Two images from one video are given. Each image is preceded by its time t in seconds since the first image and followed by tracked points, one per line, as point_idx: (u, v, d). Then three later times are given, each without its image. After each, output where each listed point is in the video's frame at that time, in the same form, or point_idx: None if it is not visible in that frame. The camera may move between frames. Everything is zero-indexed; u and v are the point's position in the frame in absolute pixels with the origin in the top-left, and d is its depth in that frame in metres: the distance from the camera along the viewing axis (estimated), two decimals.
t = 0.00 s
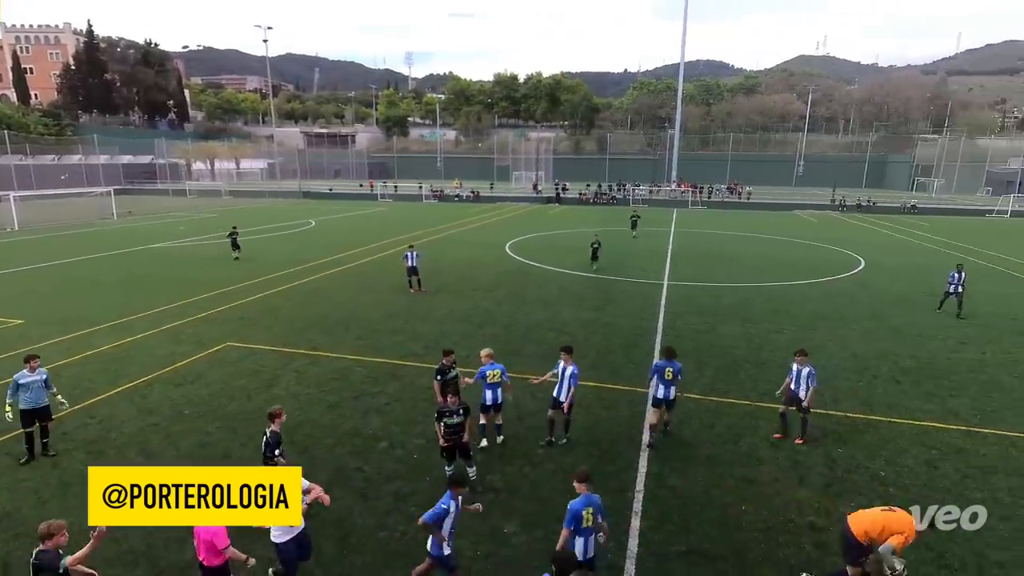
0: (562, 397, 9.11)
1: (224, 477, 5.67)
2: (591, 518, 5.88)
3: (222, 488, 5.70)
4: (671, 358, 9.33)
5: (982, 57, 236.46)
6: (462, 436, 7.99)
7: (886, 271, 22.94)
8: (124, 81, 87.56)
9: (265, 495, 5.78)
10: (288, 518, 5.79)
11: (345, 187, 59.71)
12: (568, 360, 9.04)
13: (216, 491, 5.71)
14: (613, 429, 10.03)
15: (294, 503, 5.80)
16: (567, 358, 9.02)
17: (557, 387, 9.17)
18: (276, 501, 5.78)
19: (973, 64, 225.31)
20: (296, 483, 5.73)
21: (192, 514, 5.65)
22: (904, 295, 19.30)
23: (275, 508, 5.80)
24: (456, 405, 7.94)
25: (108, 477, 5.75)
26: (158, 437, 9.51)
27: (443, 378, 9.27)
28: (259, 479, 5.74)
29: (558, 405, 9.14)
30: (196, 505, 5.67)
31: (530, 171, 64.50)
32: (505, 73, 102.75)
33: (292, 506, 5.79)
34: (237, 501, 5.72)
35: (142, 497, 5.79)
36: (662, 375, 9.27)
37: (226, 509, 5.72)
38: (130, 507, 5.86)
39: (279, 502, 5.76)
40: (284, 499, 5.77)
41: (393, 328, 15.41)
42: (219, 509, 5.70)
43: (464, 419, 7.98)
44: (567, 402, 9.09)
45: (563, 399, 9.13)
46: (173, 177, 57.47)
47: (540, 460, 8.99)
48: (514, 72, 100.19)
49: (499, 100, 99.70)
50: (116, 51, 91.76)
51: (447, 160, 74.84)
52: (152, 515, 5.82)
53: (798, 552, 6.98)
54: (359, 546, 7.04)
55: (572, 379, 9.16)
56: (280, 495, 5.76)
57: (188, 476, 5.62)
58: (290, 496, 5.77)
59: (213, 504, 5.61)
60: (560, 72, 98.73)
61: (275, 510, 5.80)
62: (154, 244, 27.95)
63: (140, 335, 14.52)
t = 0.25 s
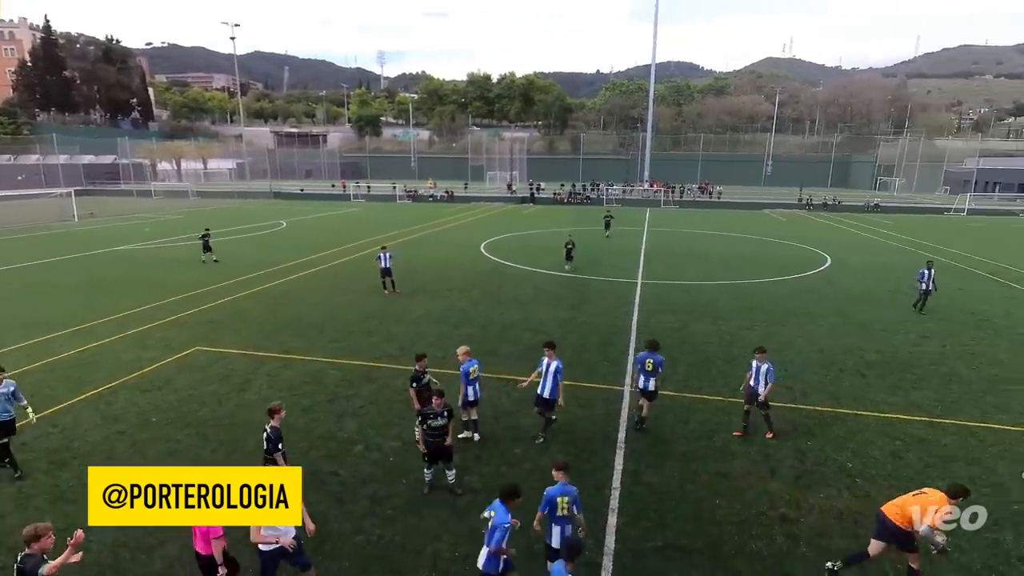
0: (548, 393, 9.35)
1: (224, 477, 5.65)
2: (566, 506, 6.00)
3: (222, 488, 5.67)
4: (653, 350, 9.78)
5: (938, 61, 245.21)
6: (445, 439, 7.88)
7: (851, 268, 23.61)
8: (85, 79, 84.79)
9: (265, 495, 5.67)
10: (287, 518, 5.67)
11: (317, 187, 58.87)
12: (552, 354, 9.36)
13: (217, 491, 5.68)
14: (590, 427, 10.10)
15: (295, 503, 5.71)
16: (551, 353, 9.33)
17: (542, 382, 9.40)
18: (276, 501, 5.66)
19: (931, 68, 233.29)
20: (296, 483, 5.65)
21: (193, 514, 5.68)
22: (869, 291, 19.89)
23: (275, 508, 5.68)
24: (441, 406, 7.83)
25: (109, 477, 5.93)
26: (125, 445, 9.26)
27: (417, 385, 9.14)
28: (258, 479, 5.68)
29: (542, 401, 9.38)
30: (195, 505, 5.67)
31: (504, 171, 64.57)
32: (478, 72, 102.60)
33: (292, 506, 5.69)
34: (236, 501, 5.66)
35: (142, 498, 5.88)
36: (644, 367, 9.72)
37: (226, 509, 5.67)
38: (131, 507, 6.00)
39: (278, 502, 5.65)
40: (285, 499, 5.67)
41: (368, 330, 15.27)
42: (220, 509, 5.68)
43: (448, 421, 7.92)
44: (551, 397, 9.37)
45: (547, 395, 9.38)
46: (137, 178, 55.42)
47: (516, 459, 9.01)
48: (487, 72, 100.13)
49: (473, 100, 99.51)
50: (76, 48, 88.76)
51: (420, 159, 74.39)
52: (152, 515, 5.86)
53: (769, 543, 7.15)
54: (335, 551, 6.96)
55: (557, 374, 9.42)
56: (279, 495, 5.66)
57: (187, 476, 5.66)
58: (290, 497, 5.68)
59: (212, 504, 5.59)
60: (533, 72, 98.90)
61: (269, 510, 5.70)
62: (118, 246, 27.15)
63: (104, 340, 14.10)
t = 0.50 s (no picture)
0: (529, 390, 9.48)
1: (224, 477, 5.49)
2: (541, 495, 6.08)
3: (222, 488, 5.51)
4: (632, 343, 9.98)
5: (890, 64, 254.87)
6: (425, 442, 7.83)
7: (811, 265, 24.37)
8: (32, 75, 81.09)
9: (265, 495, 5.46)
10: (287, 518, 5.48)
11: (281, 188, 57.67)
12: (529, 351, 9.48)
13: (218, 491, 5.53)
14: (561, 425, 10.18)
15: (296, 503, 5.51)
16: (529, 350, 9.44)
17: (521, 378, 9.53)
18: (277, 501, 5.46)
19: (883, 71, 242.38)
20: (297, 481, 5.45)
21: (194, 515, 5.55)
22: (828, 287, 20.56)
23: (275, 508, 5.46)
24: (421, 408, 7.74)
25: (109, 477, 5.85)
26: (82, 457, 8.90)
27: (384, 390, 9.18)
28: (260, 478, 5.50)
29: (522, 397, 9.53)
30: (195, 505, 5.53)
31: (472, 172, 64.45)
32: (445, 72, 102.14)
33: (292, 506, 5.50)
34: (237, 501, 5.47)
35: (142, 498, 5.72)
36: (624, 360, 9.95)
37: (227, 509, 5.51)
38: (131, 507, 5.86)
39: (278, 502, 5.45)
40: (285, 499, 5.47)
41: (336, 332, 15.05)
42: (220, 509, 5.52)
43: (427, 424, 7.85)
44: (533, 393, 9.51)
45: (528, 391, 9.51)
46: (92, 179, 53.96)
47: (488, 460, 9.02)
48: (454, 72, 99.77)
49: (440, 99, 98.98)
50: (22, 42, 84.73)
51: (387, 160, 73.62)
52: (151, 515, 5.68)
53: (736, 535, 7.34)
54: (306, 559, 6.84)
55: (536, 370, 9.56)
56: (280, 495, 5.46)
57: (188, 476, 5.49)
58: (290, 496, 5.49)
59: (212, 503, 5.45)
60: (501, 72, 98.87)
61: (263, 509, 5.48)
62: (71, 250, 26.06)
63: (56, 348, 13.50)
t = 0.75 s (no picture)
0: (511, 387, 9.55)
1: (223, 478, 5.72)
2: (521, 484, 6.35)
3: (222, 488, 5.74)
4: (612, 336, 10.35)
5: (847, 67, 263.14)
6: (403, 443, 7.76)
7: (775, 262, 25.04)
8: None
9: (265, 495, 5.59)
10: (287, 518, 5.60)
11: (246, 189, 56.25)
12: (512, 348, 9.54)
13: (217, 491, 5.77)
14: (534, 424, 10.21)
15: (295, 503, 5.68)
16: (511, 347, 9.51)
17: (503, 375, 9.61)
18: (276, 500, 5.58)
19: (841, 73, 249.78)
20: (294, 482, 5.66)
21: (194, 515, 5.78)
22: (791, 284, 21.12)
23: (275, 509, 5.56)
24: (399, 411, 7.64)
25: (111, 479, 6.18)
26: (39, 470, 8.55)
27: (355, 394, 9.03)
28: (259, 479, 5.69)
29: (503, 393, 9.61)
30: (195, 505, 5.76)
31: (443, 172, 64.04)
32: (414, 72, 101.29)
33: (291, 505, 5.67)
34: (237, 501, 5.70)
35: (142, 498, 5.97)
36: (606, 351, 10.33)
37: (227, 509, 5.74)
38: (133, 508, 6.14)
39: (279, 502, 5.57)
40: (285, 498, 5.63)
41: (304, 335, 14.79)
42: (221, 509, 5.76)
43: (405, 426, 7.75)
44: (514, 390, 9.56)
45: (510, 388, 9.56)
46: (45, 180, 52.06)
47: (462, 461, 8.98)
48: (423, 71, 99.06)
49: (409, 99, 98.08)
50: None
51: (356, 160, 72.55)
52: (153, 515, 5.92)
53: (708, 527, 7.48)
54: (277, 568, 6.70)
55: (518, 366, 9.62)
56: (280, 495, 5.62)
57: (189, 475, 5.74)
58: (288, 496, 5.67)
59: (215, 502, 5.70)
60: (470, 72, 98.46)
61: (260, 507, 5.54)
62: (22, 253, 24.95)
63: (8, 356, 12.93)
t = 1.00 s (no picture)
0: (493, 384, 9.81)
1: (222, 478, 5.43)
2: (497, 474, 6.56)
3: (221, 488, 5.47)
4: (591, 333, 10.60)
5: (800, 69, 271.54)
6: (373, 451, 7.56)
7: (734, 259, 25.72)
8: None
9: (265, 495, 5.40)
10: (288, 518, 5.49)
11: (202, 190, 54.57)
12: (496, 346, 9.73)
13: (215, 490, 5.50)
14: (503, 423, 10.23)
15: (296, 503, 5.52)
16: (495, 345, 9.69)
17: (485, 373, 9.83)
18: (277, 501, 5.44)
19: (794, 76, 258.08)
20: (295, 481, 5.48)
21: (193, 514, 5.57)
22: (750, 280, 21.72)
23: (275, 509, 5.44)
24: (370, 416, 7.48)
25: (107, 476, 5.69)
26: None
27: (323, 400, 8.84)
28: (259, 478, 5.43)
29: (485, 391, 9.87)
30: (195, 504, 5.54)
31: (406, 172, 63.54)
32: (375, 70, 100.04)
33: (292, 505, 5.52)
34: (238, 501, 5.45)
35: (141, 498, 5.61)
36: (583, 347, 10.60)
37: (227, 509, 5.50)
38: (128, 506, 5.74)
39: (279, 502, 5.43)
40: (285, 498, 5.47)
41: (266, 339, 14.44)
42: (220, 509, 5.52)
43: (376, 431, 7.59)
44: (494, 386, 9.82)
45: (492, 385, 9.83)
46: None
47: (431, 462, 8.94)
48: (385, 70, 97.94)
49: (371, 97, 96.87)
50: None
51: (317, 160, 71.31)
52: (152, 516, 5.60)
53: (674, 519, 7.64)
54: None
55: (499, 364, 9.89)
56: (281, 495, 5.45)
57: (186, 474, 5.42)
58: (289, 496, 5.49)
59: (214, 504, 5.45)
60: (433, 71, 97.79)
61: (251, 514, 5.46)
62: None
63: None
